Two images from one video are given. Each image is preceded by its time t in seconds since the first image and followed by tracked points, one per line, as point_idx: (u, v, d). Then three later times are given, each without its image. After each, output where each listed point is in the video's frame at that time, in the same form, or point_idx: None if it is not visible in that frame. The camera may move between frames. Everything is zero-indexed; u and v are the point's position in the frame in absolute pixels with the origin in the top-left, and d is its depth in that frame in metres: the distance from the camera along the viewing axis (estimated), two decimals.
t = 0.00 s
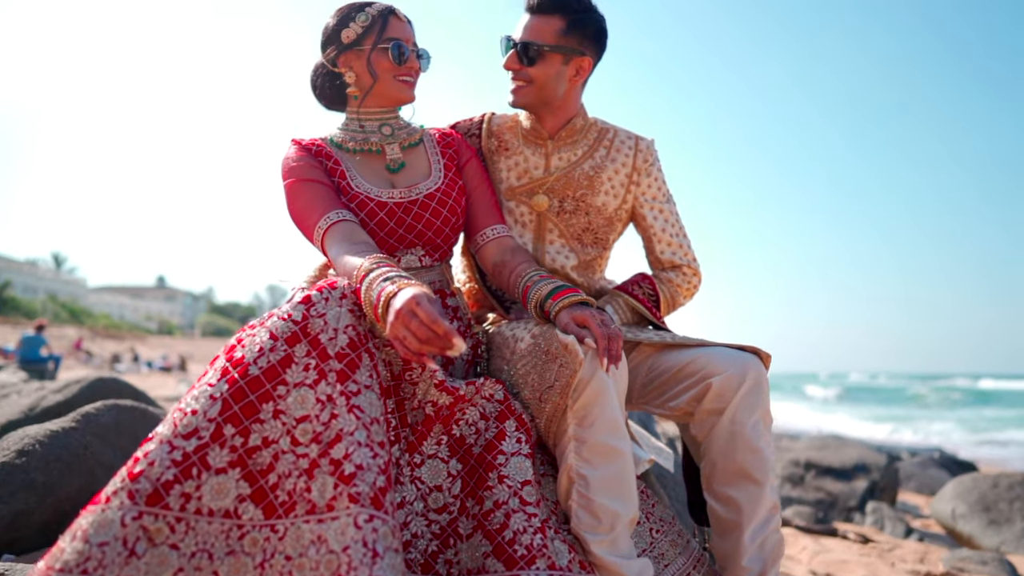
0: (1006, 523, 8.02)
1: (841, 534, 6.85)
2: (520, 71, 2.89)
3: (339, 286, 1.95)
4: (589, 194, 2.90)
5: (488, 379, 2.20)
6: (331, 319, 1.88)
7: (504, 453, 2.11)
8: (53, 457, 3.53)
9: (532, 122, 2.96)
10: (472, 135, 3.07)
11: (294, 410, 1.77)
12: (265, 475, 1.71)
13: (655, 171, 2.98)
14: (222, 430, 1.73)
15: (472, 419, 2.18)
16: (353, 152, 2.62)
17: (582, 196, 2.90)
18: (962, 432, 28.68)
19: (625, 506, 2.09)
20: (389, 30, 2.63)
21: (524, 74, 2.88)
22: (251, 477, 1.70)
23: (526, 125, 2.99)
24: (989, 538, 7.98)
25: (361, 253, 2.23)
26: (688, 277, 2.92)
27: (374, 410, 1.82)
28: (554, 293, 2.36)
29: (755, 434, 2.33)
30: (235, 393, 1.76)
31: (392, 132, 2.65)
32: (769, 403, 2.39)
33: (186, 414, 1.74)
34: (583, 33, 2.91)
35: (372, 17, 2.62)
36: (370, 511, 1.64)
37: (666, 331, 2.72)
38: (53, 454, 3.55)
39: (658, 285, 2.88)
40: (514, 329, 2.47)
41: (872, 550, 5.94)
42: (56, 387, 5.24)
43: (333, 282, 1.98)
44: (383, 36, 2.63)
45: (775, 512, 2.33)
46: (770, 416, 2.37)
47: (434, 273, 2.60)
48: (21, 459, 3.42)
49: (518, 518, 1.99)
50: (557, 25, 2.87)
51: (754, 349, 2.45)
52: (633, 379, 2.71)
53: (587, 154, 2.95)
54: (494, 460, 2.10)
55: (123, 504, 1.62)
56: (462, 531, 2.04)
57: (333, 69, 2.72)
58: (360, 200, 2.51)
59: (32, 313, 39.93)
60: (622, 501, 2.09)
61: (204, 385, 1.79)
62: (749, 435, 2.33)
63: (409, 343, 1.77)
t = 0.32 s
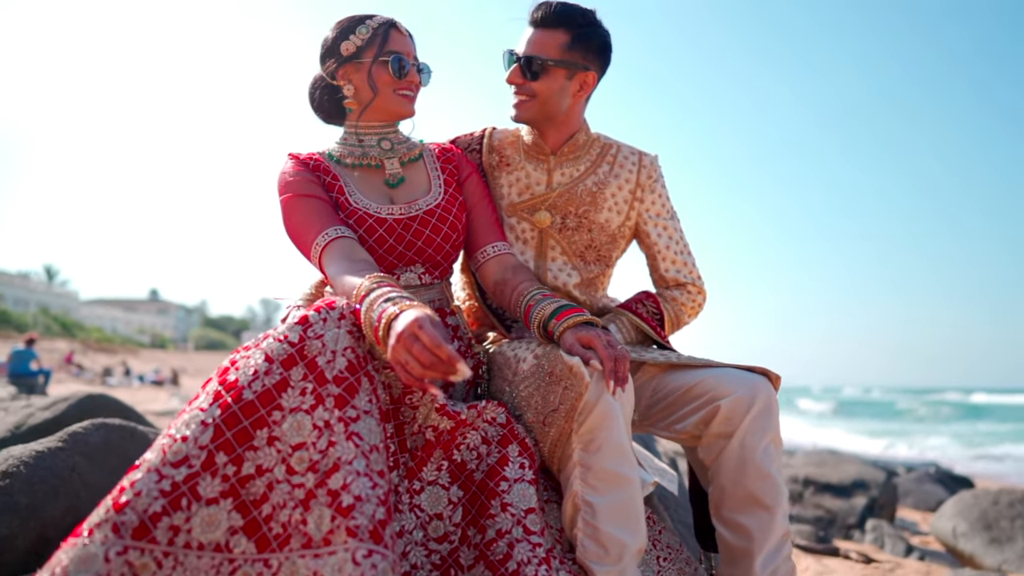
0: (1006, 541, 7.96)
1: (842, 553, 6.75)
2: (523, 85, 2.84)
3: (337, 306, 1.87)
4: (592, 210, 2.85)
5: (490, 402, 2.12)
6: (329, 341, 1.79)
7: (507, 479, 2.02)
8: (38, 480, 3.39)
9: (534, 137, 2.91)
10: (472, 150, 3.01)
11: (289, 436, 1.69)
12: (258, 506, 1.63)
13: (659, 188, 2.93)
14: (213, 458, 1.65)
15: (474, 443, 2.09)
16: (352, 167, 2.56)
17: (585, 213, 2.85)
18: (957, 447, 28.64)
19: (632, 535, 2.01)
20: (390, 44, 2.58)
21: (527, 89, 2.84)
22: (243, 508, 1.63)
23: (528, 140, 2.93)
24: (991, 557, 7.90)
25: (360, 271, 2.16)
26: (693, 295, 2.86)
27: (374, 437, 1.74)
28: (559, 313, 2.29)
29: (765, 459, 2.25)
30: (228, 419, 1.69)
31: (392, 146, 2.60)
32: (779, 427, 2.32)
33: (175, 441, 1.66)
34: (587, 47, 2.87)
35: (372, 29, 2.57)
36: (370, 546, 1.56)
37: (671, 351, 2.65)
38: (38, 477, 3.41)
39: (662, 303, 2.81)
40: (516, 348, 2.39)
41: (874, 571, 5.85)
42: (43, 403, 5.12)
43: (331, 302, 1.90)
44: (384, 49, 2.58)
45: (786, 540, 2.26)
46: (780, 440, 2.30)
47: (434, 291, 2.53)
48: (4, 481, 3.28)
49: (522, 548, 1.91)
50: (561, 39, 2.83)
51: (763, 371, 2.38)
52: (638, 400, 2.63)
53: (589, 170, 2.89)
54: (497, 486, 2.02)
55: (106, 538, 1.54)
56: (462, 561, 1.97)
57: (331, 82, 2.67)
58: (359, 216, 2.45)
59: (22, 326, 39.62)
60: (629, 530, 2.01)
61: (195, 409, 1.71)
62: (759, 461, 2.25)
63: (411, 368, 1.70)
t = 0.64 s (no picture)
0: (1003, 554, 7.92)
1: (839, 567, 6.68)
2: (523, 94, 2.80)
3: (332, 322, 1.79)
4: (592, 222, 2.79)
5: (488, 421, 2.05)
6: (325, 358, 1.71)
7: (507, 501, 1.95)
8: (18, 496, 3.19)
9: (532, 147, 2.86)
10: (469, 160, 2.96)
11: (282, 459, 1.62)
12: (248, 533, 1.57)
13: (659, 200, 2.88)
14: (201, 482, 1.58)
15: (472, 464, 2.02)
16: (347, 176, 2.50)
17: (585, 225, 2.79)
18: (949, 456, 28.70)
19: (637, 560, 1.95)
20: (387, 51, 2.53)
21: (527, 98, 2.79)
22: (233, 536, 1.57)
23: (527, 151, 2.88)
24: (987, 570, 7.86)
25: (356, 286, 2.09)
26: (694, 308, 2.80)
27: (371, 460, 1.67)
28: (560, 328, 2.22)
29: (772, 477, 2.19)
30: (217, 441, 1.62)
31: (388, 156, 2.53)
32: (786, 445, 2.26)
33: (161, 464, 1.59)
34: (588, 57, 2.82)
35: (369, 37, 2.51)
36: None
37: (673, 366, 2.59)
38: (19, 493, 3.21)
39: (663, 317, 2.75)
40: (515, 364, 2.32)
41: None
42: (28, 416, 4.99)
43: (326, 317, 1.81)
44: (381, 57, 2.52)
45: (794, 562, 2.19)
46: (787, 459, 2.24)
47: (431, 305, 2.46)
48: None
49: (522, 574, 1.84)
50: (562, 48, 2.79)
51: (769, 388, 2.32)
52: (640, 416, 2.56)
53: (589, 181, 2.84)
54: (496, 509, 1.95)
55: (86, 569, 1.48)
56: None
57: (326, 90, 2.60)
58: (354, 227, 2.38)
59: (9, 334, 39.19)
60: (634, 555, 1.95)
61: (183, 430, 1.64)
62: (765, 480, 2.19)
63: (413, 390, 1.63)
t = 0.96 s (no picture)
0: (993, 564, 7.91)
1: None
2: (519, 102, 2.74)
3: (324, 338, 1.72)
4: (590, 233, 2.73)
5: (484, 439, 1.97)
6: (316, 376, 1.63)
7: (504, 524, 1.88)
8: None
9: (529, 156, 2.80)
10: (464, 168, 2.89)
11: (271, 483, 1.54)
12: (235, 561, 1.51)
13: (658, 210, 2.83)
14: (185, 508, 1.51)
15: (468, 484, 1.95)
16: (338, 185, 2.42)
17: (582, 235, 2.73)
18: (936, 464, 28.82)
19: None
20: (380, 57, 2.47)
21: (523, 106, 2.74)
22: (219, 565, 1.51)
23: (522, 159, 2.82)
24: None
25: (348, 299, 2.02)
26: (693, 321, 2.74)
27: (365, 484, 1.60)
28: (559, 342, 2.15)
29: (776, 496, 2.14)
30: (203, 464, 1.54)
31: (381, 164, 2.47)
32: (790, 462, 2.20)
33: (142, 489, 1.51)
34: (586, 64, 2.78)
35: (361, 42, 2.45)
36: None
37: (672, 381, 2.53)
38: None
39: (662, 329, 2.69)
40: (512, 379, 2.25)
41: None
42: (8, 429, 4.83)
43: (318, 332, 1.73)
44: (374, 63, 2.45)
45: None
46: (791, 477, 2.18)
47: (424, 317, 2.39)
48: None
49: None
50: (559, 55, 2.74)
51: (772, 403, 2.27)
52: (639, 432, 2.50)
53: (587, 191, 2.78)
54: (493, 532, 1.87)
55: None
56: None
57: (317, 96, 2.53)
58: (346, 237, 2.31)
59: None
60: None
61: (166, 452, 1.56)
62: (769, 498, 2.14)
63: (412, 418, 1.56)
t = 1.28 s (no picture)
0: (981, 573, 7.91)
1: None
2: (513, 108, 2.68)
3: (312, 354, 1.63)
4: (585, 243, 2.67)
5: (478, 459, 1.89)
6: (304, 394, 1.55)
7: (499, 547, 1.80)
8: None
9: (522, 164, 2.73)
10: (456, 176, 2.83)
11: (255, 508, 1.46)
12: None
13: (654, 220, 2.77)
14: (164, 536, 1.43)
15: (461, 505, 1.87)
16: (326, 193, 2.35)
17: (577, 245, 2.67)
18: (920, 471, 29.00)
19: None
20: (370, 61, 2.40)
21: (517, 112, 2.68)
22: None
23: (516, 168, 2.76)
24: None
25: (337, 313, 1.94)
26: (689, 333, 2.68)
27: (354, 509, 1.53)
28: (557, 357, 2.08)
29: (778, 515, 2.08)
30: (182, 488, 1.45)
31: (370, 171, 2.40)
32: (791, 480, 2.15)
33: (117, 515, 1.42)
34: (582, 70, 2.72)
35: (350, 46, 2.38)
36: None
37: (668, 395, 2.47)
38: None
39: (658, 341, 2.63)
40: (506, 394, 2.17)
41: None
42: None
43: (306, 347, 1.65)
44: (364, 67, 2.39)
45: None
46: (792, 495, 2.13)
47: (415, 330, 2.32)
48: None
49: None
50: (554, 60, 2.68)
51: (773, 419, 2.21)
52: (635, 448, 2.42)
53: (582, 200, 2.72)
54: (487, 556, 1.80)
55: None
56: None
57: (305, 101, 2.46)
58: (334, 247, 2.23)
59: None
60: None
61: (143, 474, 1.47)
62: (771, 517, 2.08)
63: (410, 456, 1.49)
